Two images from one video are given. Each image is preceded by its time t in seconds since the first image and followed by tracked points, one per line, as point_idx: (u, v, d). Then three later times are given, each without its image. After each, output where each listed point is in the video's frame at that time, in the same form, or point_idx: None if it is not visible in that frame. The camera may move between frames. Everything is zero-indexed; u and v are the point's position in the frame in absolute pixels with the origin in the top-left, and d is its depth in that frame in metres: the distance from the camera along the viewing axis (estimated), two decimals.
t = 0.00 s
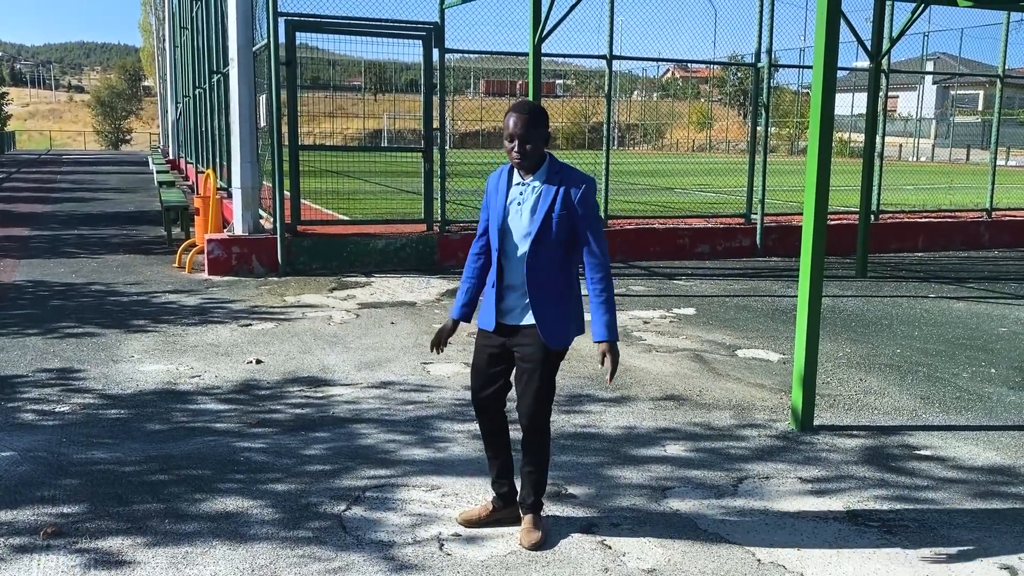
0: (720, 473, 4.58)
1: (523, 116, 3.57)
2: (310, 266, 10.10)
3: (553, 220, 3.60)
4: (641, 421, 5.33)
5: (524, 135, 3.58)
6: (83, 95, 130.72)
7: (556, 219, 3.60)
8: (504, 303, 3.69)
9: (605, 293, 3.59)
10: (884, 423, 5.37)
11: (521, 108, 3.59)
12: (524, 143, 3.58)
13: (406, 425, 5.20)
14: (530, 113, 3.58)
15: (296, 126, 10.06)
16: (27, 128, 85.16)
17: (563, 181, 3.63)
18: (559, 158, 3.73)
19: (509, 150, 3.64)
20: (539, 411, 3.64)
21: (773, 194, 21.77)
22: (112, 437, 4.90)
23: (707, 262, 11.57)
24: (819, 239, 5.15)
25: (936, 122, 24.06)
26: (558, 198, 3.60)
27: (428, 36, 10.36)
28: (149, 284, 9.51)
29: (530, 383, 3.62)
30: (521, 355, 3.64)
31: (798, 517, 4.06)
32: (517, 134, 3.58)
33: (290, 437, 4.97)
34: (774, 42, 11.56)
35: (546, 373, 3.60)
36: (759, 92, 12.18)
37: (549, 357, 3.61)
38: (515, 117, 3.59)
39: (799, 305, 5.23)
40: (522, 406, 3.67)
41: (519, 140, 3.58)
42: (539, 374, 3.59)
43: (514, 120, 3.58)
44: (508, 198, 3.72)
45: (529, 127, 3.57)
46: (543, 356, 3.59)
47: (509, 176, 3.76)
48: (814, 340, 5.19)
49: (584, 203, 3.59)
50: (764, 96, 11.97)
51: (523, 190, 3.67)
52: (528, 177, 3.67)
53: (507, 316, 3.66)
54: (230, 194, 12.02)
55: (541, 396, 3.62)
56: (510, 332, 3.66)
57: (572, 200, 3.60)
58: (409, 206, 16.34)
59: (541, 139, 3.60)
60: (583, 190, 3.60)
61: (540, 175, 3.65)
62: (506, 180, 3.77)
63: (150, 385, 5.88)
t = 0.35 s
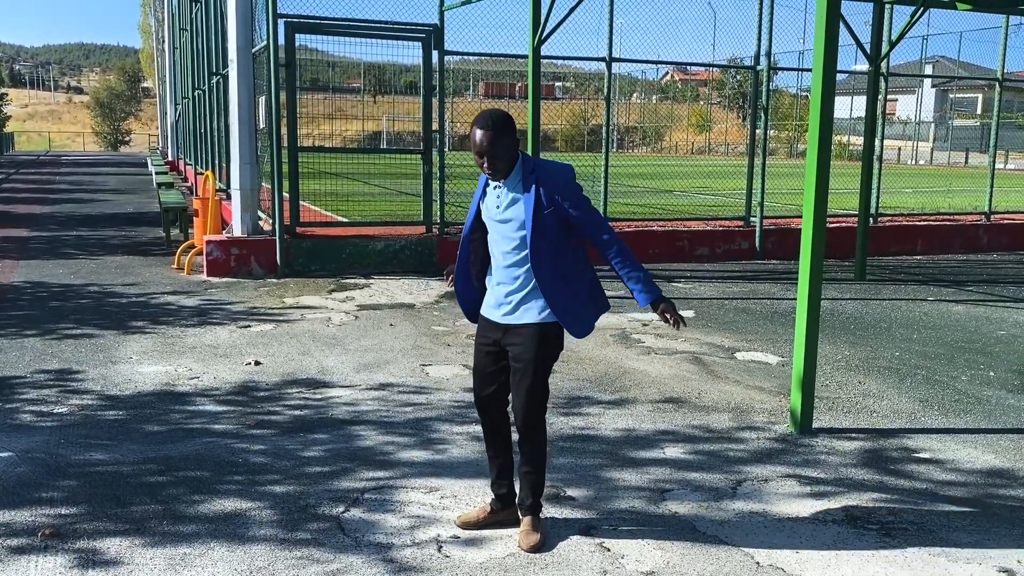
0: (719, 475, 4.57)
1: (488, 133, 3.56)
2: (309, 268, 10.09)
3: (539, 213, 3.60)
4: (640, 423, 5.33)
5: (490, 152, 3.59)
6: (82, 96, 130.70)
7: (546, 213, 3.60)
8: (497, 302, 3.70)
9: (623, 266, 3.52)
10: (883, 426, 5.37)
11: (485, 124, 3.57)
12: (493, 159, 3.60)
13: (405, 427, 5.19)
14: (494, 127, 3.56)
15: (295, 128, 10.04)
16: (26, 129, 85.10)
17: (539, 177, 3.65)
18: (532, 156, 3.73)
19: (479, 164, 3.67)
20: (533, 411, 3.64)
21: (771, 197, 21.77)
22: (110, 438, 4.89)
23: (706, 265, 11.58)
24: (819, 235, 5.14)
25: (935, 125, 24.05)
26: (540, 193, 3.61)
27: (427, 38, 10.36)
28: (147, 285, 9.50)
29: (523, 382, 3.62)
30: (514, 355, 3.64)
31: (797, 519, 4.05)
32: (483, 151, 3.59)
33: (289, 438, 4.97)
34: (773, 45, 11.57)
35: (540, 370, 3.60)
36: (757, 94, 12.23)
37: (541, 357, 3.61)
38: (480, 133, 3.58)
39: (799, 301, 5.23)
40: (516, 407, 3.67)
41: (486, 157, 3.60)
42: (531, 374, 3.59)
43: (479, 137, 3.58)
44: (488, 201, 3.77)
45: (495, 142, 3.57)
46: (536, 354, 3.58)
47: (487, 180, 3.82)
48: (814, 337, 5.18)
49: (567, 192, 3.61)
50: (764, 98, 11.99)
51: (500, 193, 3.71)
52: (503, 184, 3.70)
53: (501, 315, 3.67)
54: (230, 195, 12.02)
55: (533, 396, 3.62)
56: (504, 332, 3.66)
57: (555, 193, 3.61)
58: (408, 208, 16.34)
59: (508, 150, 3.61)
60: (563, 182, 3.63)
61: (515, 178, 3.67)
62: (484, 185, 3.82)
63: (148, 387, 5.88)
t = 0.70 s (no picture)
0: (719, 479, 4.58)
1: (483, 139, 3.54)
2: (309, 270, 10.09)
3: (523, 219, 3.61)
4: (640, 427, 5.33)
5: (486, 157, 3.55)
6: (82, 98, 130.76)
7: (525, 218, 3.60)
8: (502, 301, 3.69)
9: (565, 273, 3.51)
10: (883, 430, 5.37)
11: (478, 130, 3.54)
12: (490, 164, 3.57)
13: (405, 430, 5.19)
14: (488, 132, 3.55)
15: (295, 131, 10.05)
16: (26, 131, 85.10)
17: (526, 182, 3.64)
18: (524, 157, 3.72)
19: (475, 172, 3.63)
20: (538, 411, 3.64)
21: (771, 200, 21.78)
22: (111, 440, 4.89)
23: (706, 268, 11.58)
24: (819, 242, 5.15)
25: (935, 129, 24.04)
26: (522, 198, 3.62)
27: (428, 41, 10.37)
28: (148, 287, 9.51)
29: (529, 382, 3.62)
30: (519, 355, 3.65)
31: (796, 523, 4.06)
32: (479, 157, 3.56)
33: (290, 441, 4.97)
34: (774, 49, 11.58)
35: (546, 371, 3.59)
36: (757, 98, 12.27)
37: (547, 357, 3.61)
38: (474, 139, 3.56)
39: (800, 303, 5.24)
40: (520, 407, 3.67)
41: (483, 163, 3.56)
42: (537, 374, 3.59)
43: (474, 144, 3.55)
44: (483, 206, 3.73)
45: (490, 147, 3.55)
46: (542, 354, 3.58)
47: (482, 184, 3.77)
48: (814, 342, 5.19)
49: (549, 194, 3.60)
50: (764, 102, 12.00)
51: (499, 200, 3.68)
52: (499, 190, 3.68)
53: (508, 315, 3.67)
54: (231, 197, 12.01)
55: (539, 396, 3.62)
56: (509, 333, 3.66)
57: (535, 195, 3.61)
58: (408, 210, 16.33)
59: (503, 154, 3.58)
60: (548, 184, 3.62)
61: (509, 184, 3.65)
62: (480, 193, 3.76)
63: (149, 389, 5.88)
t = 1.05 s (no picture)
0: (721, 483, 4.57)
1: (499, 128, 3.57)
2: (310, 272, 10.09)
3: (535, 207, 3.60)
4: (641, 430, 5.32)
5: (501, 146, 3.59)
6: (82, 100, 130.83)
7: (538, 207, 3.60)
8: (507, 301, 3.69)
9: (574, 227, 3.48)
10: (884, 434, 5.36)
11: (495, 121, 3.59)
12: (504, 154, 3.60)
13: (406, 433, 5.19)
14: (504, 122, 3.58)
15: (297, 133, 10.06)
16: (27, 132, 85.11)
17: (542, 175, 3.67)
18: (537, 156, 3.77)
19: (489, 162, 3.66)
20: (542, 417, 3.64)
21: (772, 204, 21.77)
22: (111, 443, 4.89)
23: (707, 271, 11.58)
24: (820, 250, 5.16)
25: (935, 133, 24.03)
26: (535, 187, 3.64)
27: (429, 44, 10.37)
28: (148, 289, 9.50)
29: (534, 387, 3.62)
30: (525, 360, 3.65)
31: (797, 527, 4.05)
32: (494, 146, 3.59)
33: (291, 444, 4.96)
34: (774, 52, 11.59)
35: (552, 377, 3.60)
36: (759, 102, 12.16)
37: (552, 362, 3.61)
38: (490, 129, 3.59)
39: (800, 307, 5.24)
40: (525, 411, 3.67)
41: (498, 153, 3.59)
42: (543, 379, 3.60)
43: (489, 134, 3.58)
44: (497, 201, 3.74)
45: (506, 137, 3.58)
46: (547, 358, 3.59)
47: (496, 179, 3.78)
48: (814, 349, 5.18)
49: (564, 187, 3.60)
50: (765, 106, 11.98)
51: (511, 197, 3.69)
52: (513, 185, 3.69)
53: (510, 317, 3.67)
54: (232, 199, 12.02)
55: (544, 401, 3.62)
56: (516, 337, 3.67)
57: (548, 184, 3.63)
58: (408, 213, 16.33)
59: (519, 146, 3.62)
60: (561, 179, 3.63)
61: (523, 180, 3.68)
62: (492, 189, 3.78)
63: (149, 391, 5.87)
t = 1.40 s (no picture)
0: (723, 485, 4.57)
1: (504, 125, 3.60)
2: (311, 273, 10.09)
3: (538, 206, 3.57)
4: (643, 433, 5.31)
5: (505, 144, 3.62)
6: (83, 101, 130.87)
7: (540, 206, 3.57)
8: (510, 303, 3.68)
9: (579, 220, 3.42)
10: (886, 437, 5.36)
11: (501, 118, 3.62)
12: (507, 151, 3.62)
13: (408, 434, 5.18)
14: (508, 120, 3.61)
15: (298, 134, 10.07)
16: (28, 132, 85.14)
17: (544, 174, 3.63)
18: (543, 159, 3.78)
19: (493, 160, 3.68)
20: (540, 418, 3.64)
21: (772, 206, 21.76)
22: (112, 444, 4.88)
23: (708, 274, 11.57)
24: (824, 248, 5.16)
25: (936, 136, 24.03)
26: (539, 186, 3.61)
27: (431, 46, 10.38)
28: (149, 290, 9.50)
29: (532, 390, 3.61)
30: (523, 361, 3.64)
31: (799, 530, 4.05)
32: (497, 143, 3.62)
33: (292, 445, 4.96)
34: (776, 54, 11.60)
35: (549, 378, 3.59)
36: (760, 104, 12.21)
37: (550, 362, 3.59)
38: (495, 127, 3.63)
39: (799, 326, 5.24)
40: (524, 412, 3.67)
41: (502, 149, 3.62)
42: (540, 380, 3.59)
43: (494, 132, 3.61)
44: (503, 203, 3.76)
45: (511, 136, 3.60)
46: (545, 360, 3.57)
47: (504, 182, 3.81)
48: (816, 348, 5.18)
49: (564, 183, 3.54)
50: (767, 108, 11.96)
51: (515, 197, 3.69)
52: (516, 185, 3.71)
53: (512, 318, 3.65)
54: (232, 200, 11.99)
55: (541, 402, 3.61)
56: (514, 338, 3.66)
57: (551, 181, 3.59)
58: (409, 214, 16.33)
59: (523, 145, 3.64)
60: (561, 174, 3.57)
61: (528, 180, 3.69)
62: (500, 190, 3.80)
63: (150, 392, 5.87)
